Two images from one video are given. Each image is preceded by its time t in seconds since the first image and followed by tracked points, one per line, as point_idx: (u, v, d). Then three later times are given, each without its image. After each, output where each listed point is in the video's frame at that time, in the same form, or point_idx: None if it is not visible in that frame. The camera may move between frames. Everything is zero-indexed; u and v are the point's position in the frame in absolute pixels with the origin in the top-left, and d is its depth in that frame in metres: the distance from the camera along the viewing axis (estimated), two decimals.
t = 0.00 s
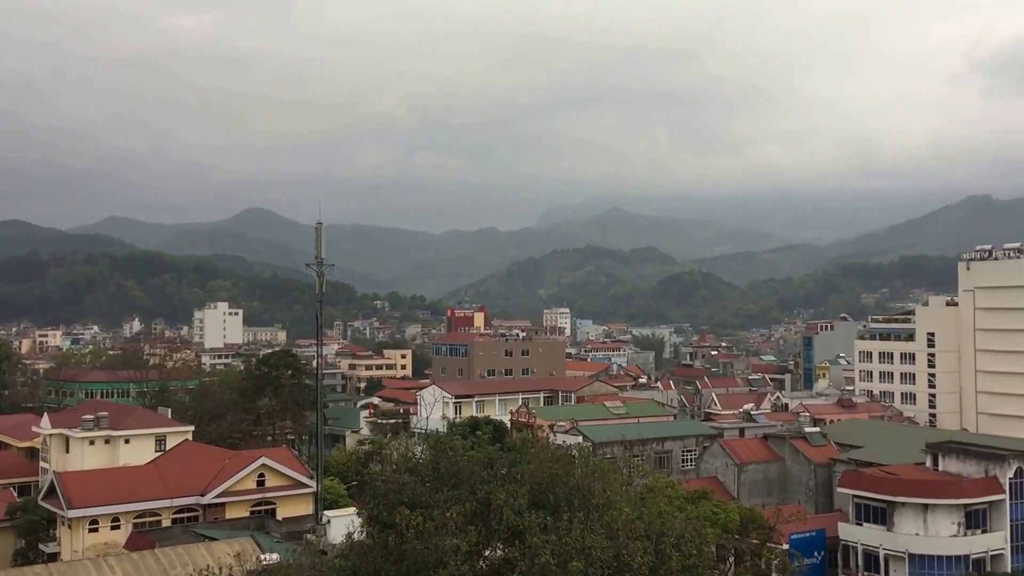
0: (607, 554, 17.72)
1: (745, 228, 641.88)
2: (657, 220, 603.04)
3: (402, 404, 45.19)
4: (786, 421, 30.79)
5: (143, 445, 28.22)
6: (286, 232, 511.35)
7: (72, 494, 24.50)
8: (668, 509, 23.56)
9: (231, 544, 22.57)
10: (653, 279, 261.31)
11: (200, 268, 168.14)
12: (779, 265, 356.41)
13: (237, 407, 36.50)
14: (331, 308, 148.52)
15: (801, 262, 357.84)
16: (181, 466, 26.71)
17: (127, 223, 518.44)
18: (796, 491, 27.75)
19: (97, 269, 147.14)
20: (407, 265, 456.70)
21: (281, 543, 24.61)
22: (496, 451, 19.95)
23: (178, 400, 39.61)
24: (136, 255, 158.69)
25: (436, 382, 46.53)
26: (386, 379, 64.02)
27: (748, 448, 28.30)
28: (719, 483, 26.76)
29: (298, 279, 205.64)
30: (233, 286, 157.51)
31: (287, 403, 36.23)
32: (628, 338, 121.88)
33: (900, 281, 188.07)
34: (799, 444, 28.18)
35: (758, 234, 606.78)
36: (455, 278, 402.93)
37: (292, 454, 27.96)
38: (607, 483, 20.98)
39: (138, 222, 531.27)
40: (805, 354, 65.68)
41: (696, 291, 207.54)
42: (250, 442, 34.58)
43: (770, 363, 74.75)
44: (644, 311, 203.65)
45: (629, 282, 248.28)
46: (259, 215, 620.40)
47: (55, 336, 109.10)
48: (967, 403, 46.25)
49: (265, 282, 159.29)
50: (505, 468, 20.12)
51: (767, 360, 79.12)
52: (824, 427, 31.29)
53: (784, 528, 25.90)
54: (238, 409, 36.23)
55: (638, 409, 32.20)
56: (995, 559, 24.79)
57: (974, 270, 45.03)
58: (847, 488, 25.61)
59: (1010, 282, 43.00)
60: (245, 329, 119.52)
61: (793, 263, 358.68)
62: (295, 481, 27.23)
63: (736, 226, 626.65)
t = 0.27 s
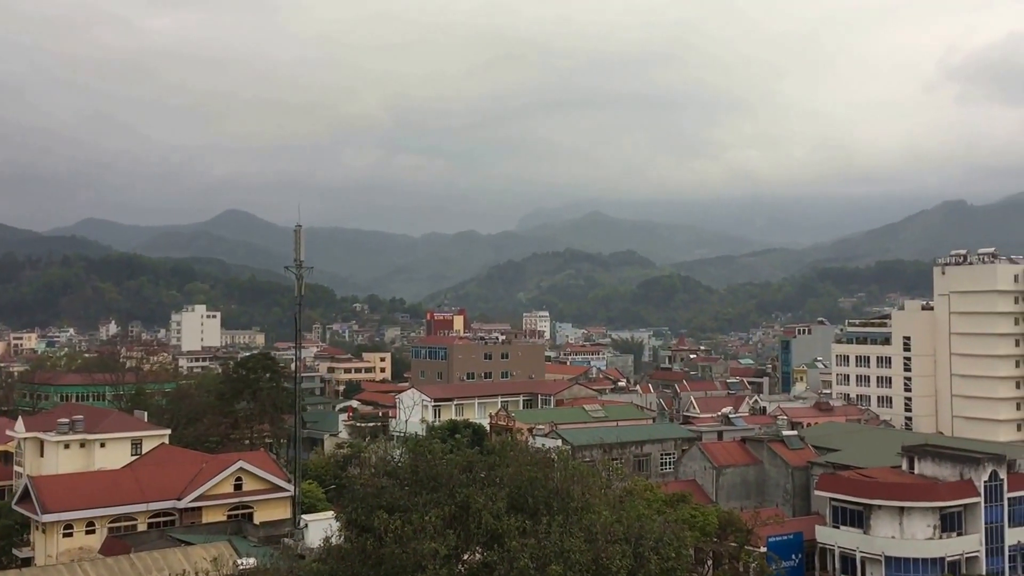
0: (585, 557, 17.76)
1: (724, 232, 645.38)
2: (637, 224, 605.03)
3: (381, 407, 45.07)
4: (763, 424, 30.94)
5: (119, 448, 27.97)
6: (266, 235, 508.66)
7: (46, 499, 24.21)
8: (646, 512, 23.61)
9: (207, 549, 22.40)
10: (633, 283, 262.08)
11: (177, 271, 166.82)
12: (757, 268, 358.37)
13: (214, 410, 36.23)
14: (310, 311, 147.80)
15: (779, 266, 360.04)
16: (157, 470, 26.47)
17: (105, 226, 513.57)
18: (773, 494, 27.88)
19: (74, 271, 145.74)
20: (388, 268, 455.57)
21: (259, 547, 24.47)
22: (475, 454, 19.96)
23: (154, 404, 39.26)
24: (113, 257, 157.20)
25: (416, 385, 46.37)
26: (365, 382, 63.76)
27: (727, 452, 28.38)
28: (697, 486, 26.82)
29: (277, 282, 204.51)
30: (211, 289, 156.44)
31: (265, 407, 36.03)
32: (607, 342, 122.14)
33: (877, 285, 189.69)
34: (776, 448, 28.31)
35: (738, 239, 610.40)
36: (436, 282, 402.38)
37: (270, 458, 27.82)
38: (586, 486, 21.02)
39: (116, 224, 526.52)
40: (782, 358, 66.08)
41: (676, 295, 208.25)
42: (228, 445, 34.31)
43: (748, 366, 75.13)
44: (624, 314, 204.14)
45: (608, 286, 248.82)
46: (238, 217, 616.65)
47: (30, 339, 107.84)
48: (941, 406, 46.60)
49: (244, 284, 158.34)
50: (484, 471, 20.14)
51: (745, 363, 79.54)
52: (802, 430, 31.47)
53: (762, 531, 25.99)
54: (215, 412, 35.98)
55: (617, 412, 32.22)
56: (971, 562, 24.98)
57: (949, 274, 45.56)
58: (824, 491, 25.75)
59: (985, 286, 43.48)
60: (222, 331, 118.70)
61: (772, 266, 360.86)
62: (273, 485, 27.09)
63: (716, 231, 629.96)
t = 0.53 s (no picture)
0: (564, 560, 17.81)
1: (704, 237, 648.77)
2: (617, 228, 606.96)
3: (360, 410, 44.92)
4: (741, 428, 31.07)
5: (95, 452, 27.73)
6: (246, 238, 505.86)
7: (20, 503, 23.89)
8: (625, 515, 23.64)
9: (183, 554, 22.24)
10: (613, 286, 262.74)
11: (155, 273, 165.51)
12: (735, 272, 360.25)
13: (191, 414, 35.95)
14: (289, 313, 147.13)
15: (758, 270, 362.10)
16: (133, 474, 26.23)
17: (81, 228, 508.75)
18: (751, 497, 27.99)
19: (49, 272, 144.29)
20: (368, 272, 454.29)
21: (236, 552, 24.32)
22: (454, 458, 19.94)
23: (131, 407, 38.93)
24: (89, 259, 155.78)
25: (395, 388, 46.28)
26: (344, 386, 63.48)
27: (705, 455, 28.45)
28: (676, 490, 26.86)
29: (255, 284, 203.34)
30: (189, 292, 155.41)
31: (243, 410, 35.80)
32: (587, 345, 122.35)
33: (854, 289, 191.28)
34: (754, 451, 28.43)
35: (717, 243, 613.71)
36: (417, 285, 401.72)
37: (247, 461, 27.66)
38: (565, 490, 21.05)
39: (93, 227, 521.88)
40: (760, 362, 66.51)
41: (655, 299, 208.96)
42: (205, 448, 34.07)
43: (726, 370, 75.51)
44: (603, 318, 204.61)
45: (588, 289, 249.43)
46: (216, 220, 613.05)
47: (4, 342, 106.61)
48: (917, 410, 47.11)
49: (222, 287, 157.45)
50: (463, 475, 20.12)
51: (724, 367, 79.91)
52: (781, 433, 31.62)
53: (740, 535, 26.06)
54: (192, 416, 35.69)
55: (596, 416, 32.25)
56: (947, 565, 25.14)
57: (925, 279, 45.97)
58: (801, 494, 25.87)
59: (960, 291, 43.93)
60: (200, 334, 117.91)
61: (750, 270, 362.94)
62: (250, 489, 26.91)
63: (695, 236, 633.06)
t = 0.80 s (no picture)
0: (543, 563, 17.83)
1: (684, 241, 651.66)
2: (598, 232, 608.48)
3: (339, 413, 44.80)
4: (720, 431, 31.18)
5: (70, 456, 27.54)
6: (226, 241, 503.26)
7: None
8: (604, 518, 23.68)
9: (160, 558, 22.10)
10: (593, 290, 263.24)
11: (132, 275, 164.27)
12: (714, 276, 361.85)
13: (168, 417, 35.70)
14: (268, 316, 146.47)
15: (736, 273, 363.97)
16: (110, 478, 26.04)
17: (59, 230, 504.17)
18: (729, 500, 28.10)
19: (26, 274, 142.92)
20: (348, 274, 452.91)
21: (213, 556, 24.22)
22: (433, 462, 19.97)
23: (107, 410, 38.64)
24: (66, 262, 154.44)
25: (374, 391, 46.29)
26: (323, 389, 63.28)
27: (685, 458, 28.52)
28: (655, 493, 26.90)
29: (233, 287, 202.11)
30: (167, 295, 154.42)
31: (221, 413, 35.63)
32: (566, 348, 122.50)
33: (832, 294, 192.75)
34: (733, 454, 28.54)
35: (698, 248, 616.65)
36: (398, 288, 400.75)
37: (225, 465, 27.53)
38: (545, 493, 21.09)
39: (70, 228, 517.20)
40: (739, 366, 66.83)
41: (635, 303, 209.44)
42: (182, 452, 33.90)
43: (705, 373, 75.85)
44: (583, 321, 204.98)
45: (568, 293, 249.87)
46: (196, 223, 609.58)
47: None
48: (895, 413, 47.30)
49: (200, 289, 156.53)
50: (443, 479, 20.16)
51: (703, 370, 80.27)
52: (759, 436, 31.78)
53: (719, 538, 26.12)
54: (169, 420, 35.45)
55: (576, 419, 32.27)
56: (923, 568, 25.31)
57: (902, 283, 46.21)
58: (780, 497, 25.98)
59: (936, 295, 44.11)
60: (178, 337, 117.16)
61: (729, 274, 364.75)
62: (228, 492, 26.78)
63: (676, 241, 635.74)
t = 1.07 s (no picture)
0: (523, 566, 17.87)
1: (667, 244, 653.60)
2: (581, 235, 609.25)
3: (319, 416, 44.66)
4: (700, 434, 31.30)
5: (47, 458, 27.37)
6: (207, 242, 500.07)
7: None
8: (585, 521, 23.67)
9: (139, 561, 21.95)
10: (574, 293, 263.45)
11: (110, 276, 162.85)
12: (695, 279, 362.79)
13: (146, 420, 35.48)
14: (247, 318, 145.67)
15: (717, 276, 365.20)
16: (87, 481, 25.84)
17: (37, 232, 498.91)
18: (710, 502, 28.17)
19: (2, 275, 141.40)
20: (331, 275, 451.27)
21: (192, 559, 24.10)
22: (413, 464, 19.94)
23: (85, 413, 38.43)
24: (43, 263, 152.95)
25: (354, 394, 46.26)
26: (304, 390, 63.06)
27: (665, 461, 28.57)
28: (636, 496, 26.89)
29: (213, 289, 200.95)
30: (145, 297, 153.29)
31: (201, 416, 35.49)
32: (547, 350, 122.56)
33: (811, 297, 193.87)
34: (713, 457, 28.64)
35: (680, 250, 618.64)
36: (380, 290, 399.68)
37: (204, 468, 27.40)
38: (525, 496, 21.09)
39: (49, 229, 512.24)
40: (719, 368, 67.12)
41: (616, 305, 209.78)
42: (160, 454, 33.71)
43: (685, 376, 76.14)
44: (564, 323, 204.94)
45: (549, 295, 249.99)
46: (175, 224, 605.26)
47: None
48: (873, 415, 47.48)
49: (180, 291, 155.64)
50: (423, 482, 20.15)
51: (682, 373, 80.48)
52: (739, 439, 31.90)
53: (699, 540, 26.14)
54: (147, 422, 35.23)
55: (556, 421, 32.29)
56: (901, 569, 25.46)
57: (881, 287, 46.54)
58: (759, 499, 26.08)
59: (914, 298, 44.42)
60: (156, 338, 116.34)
61: (710, 277, 365.82)
62: (206, 495, 26.64)
63: (658, 244, 637.58)
